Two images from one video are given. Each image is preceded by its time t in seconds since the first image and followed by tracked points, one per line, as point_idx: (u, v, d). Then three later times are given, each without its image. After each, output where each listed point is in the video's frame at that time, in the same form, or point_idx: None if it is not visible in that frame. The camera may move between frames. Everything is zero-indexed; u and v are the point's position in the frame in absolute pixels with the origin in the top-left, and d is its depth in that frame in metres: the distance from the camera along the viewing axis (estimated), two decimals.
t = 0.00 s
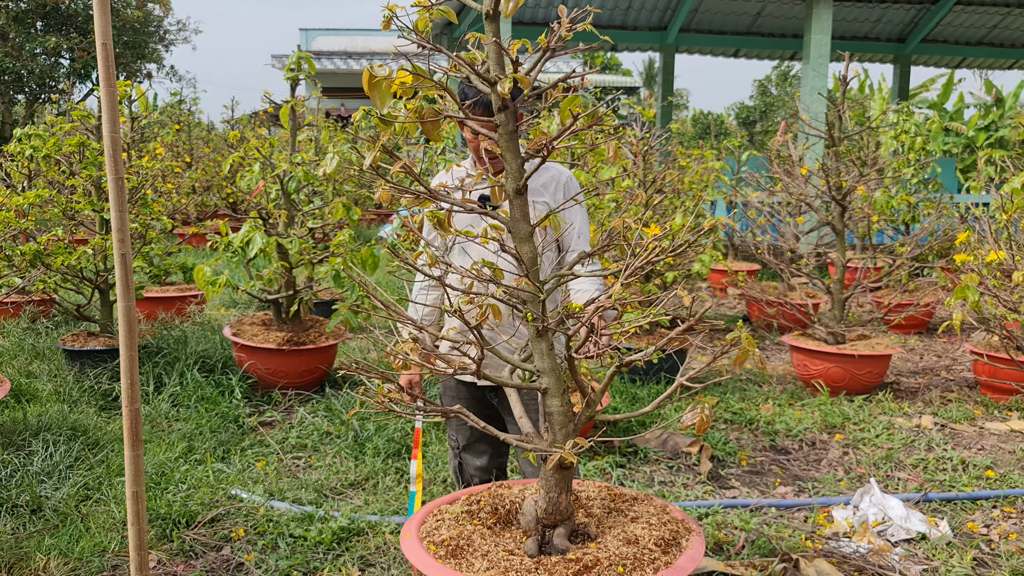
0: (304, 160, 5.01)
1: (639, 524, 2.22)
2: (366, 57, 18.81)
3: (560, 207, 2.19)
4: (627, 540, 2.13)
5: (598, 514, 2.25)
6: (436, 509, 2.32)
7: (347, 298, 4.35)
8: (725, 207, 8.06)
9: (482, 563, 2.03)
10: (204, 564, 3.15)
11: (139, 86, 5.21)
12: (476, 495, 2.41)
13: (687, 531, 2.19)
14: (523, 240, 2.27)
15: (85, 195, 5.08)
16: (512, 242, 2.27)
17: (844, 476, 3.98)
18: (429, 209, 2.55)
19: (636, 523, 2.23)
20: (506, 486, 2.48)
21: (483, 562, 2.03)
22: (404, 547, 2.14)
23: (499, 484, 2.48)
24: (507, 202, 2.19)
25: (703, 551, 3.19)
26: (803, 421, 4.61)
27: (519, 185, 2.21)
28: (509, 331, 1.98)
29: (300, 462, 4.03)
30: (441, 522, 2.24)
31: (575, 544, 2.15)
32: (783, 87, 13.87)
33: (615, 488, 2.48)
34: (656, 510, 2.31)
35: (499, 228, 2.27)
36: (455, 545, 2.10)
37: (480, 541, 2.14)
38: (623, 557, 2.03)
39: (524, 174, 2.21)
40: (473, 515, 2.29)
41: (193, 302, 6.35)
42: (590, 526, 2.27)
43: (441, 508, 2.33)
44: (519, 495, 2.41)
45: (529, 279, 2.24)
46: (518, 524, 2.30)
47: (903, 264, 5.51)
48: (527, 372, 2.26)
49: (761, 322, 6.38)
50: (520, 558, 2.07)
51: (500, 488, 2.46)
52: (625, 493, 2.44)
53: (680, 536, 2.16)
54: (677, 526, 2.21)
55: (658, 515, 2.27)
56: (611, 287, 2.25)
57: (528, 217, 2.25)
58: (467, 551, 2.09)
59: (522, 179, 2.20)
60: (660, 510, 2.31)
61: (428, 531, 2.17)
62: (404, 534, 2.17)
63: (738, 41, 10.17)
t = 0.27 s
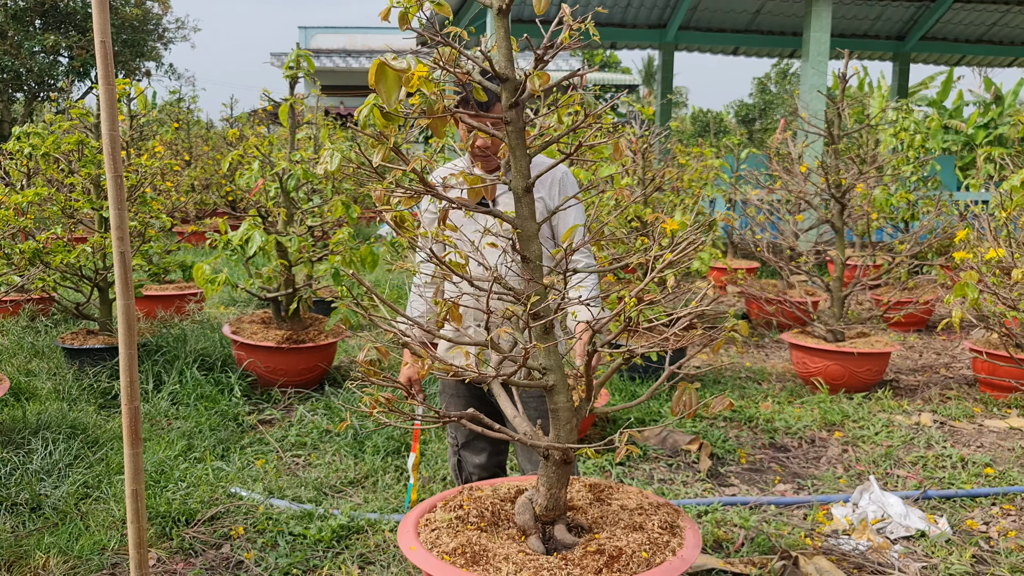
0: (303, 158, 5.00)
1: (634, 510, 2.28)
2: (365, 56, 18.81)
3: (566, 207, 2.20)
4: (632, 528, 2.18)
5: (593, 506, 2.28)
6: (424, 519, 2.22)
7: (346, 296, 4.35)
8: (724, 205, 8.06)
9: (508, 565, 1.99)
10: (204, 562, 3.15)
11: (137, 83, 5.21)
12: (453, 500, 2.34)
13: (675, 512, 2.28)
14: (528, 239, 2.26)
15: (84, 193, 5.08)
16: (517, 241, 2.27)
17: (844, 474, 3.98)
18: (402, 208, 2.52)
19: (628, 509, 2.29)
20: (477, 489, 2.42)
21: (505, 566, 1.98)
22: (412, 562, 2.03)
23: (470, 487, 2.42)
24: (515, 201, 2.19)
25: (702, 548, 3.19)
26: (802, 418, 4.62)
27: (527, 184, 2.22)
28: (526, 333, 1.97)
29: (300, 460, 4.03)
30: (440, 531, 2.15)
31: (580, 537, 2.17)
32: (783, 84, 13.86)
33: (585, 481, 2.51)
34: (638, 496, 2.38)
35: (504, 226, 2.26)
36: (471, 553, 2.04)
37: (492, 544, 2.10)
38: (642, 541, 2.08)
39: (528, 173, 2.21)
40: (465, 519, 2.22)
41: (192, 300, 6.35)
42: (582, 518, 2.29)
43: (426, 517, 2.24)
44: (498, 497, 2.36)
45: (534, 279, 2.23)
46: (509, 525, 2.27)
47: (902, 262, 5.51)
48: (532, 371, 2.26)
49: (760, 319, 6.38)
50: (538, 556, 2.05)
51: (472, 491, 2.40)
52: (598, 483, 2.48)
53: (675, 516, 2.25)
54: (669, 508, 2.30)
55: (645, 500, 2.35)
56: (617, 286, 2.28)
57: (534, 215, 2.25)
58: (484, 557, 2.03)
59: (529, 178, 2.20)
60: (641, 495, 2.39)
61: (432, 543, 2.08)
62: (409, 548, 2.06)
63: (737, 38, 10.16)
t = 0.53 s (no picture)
0: (302, 156, 5.00)
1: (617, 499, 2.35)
2: (364, 54, 18.80)
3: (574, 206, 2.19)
4: (626, 515, 2.25)
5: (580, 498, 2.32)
6: (422, 531, 2.14)
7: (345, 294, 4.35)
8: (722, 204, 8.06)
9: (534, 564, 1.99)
10: (203, 561, 3.15)
11: (136, 82, 5.20)
12: (433, 509, 2.28)
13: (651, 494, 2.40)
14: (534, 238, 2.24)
15: (82, 192, 5.07)
16: (524, 240, 2.25)
17: (843, 472, 3.98)
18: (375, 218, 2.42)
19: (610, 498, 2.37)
20: (449, 496, 2.37)
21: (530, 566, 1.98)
22: None
23: (442, 494, 2.36)
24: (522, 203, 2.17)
25: (701, 546, 3.19)
26: (801, 417, 4.62)
27: (534, 183, 2.21)
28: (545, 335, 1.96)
29: (298, 459, 4.03)
30: (445, 541, 2.09)
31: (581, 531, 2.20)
32: (781, 83, 13.86)
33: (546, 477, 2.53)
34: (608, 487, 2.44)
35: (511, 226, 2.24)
36: (493, 559, 2.01)
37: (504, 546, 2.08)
38: (646, 526, 2.17)
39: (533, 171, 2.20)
40: (462, 526, 2.17)
41: (191, 299, 6.34)
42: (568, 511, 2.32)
43: (419, 530, 2.16)
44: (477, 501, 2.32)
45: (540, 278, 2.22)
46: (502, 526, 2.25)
47: (901, 260, 5.51)
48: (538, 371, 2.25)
49: (759, 317, 6.38)
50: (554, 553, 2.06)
51: (445, 499, 2.34)
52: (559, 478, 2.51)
53: (654, 498, 2.36)
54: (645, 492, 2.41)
55: (618, 489, 2.43)
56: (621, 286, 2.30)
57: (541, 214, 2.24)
58: (507, 560, 2.01)
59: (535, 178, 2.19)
60: (610, 485, 2.46)
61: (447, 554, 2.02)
62: (425, 562, 1.98)
63: (736, 37, 10.16)
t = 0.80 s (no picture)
0: (301, 155, 5.00)
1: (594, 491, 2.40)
2: (362, 53, 18.79)
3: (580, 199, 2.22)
4: (614, 505, 2.31)
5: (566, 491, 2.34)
6: (428, 544, 2.07)
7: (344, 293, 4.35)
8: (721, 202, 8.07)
9: (560, 559, 2.00)
10: (202, 560, 3.15)
11: (134, 81, 5.19)
12: (422, 519, 2.20)
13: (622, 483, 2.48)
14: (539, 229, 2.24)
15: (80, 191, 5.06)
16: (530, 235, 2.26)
17: (841, 470, 3.99)
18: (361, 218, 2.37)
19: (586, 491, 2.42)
20: (426, 506, 2.29)
21: (555, 561, 1.99)
22: None
23: (421, 505, 2.29)
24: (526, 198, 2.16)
25: (700, 545, 3.19)
26: (800, 415, 4.62)
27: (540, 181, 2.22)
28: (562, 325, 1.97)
29: (298, 458, 4.03)
30: (457, 553, 2.04)
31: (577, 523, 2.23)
32: (780, 81, 13.86)
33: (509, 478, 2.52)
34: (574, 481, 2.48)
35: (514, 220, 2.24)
36: (520, 560, 1.99)
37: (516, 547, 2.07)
38: (639, 512, 2.25)
39: (542, 167, 2.25)
40: (466, 534, 2.12)
41: (190, 298, 6.34)
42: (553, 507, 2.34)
43: (422, 543, 2.08)
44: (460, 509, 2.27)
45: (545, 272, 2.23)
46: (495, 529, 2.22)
47: (900, 259, 5.51)
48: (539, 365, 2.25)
49: (758, 316, 6.38)
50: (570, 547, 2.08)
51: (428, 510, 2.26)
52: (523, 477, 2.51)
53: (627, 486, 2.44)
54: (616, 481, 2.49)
55: (587, 482, 2.48)
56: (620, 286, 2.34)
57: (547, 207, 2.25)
58: (534, 560, 2.00)
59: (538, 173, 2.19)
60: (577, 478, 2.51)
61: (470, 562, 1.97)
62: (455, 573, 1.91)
63: (735, 35, 10.16)
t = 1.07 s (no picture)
0: (300, 154, 4.99)
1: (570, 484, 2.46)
2: (361, 52, 18.78)
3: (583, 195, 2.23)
4: (596, 495, 2.39)
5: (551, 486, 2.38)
6: (450, 557, 2.01)
7: (343, 291, 4.35)
8: (720, 201, 8.07)
9: (586, 552, 2.04)
10: (201, 559, 3.15)
11: (133, 80, 5.19)
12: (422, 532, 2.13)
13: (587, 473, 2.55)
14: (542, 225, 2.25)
15: (79, 190, 5.06)
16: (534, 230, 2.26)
17: (840, 469, 3.99)
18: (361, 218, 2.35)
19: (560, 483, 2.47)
20: (414, 520, 2.21)
21: (581, 555, 2.02)
22: None
23: (408, 520, 2.20)
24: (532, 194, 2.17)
25: (699, 543, 3.20)
26: (799, 413, 4.62)
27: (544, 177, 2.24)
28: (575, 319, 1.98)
29: (297, 457, 4.03)
30: (480, 562, 2.01)
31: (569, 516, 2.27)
32: (779, 80, 13.86)
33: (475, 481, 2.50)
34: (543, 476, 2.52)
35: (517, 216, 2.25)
36: (550, 560, 2.00)
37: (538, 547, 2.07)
38: (624, 498, 2.35)
39: (550, 162, 2.26)
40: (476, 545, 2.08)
41: (188, 297, 6.33)
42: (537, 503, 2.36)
43: (439, 556, 2.02)
44: (449, 518, 2.22)
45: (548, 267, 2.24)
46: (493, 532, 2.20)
47: (899, 257, 5.51)
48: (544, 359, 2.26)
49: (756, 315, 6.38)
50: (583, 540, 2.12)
51: (419, 522, 2.19)
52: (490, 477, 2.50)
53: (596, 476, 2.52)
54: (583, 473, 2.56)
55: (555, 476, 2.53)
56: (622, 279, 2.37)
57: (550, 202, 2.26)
58: (563, 558, 2.02)
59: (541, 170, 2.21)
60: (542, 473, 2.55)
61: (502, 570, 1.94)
62: None
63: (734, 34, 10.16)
